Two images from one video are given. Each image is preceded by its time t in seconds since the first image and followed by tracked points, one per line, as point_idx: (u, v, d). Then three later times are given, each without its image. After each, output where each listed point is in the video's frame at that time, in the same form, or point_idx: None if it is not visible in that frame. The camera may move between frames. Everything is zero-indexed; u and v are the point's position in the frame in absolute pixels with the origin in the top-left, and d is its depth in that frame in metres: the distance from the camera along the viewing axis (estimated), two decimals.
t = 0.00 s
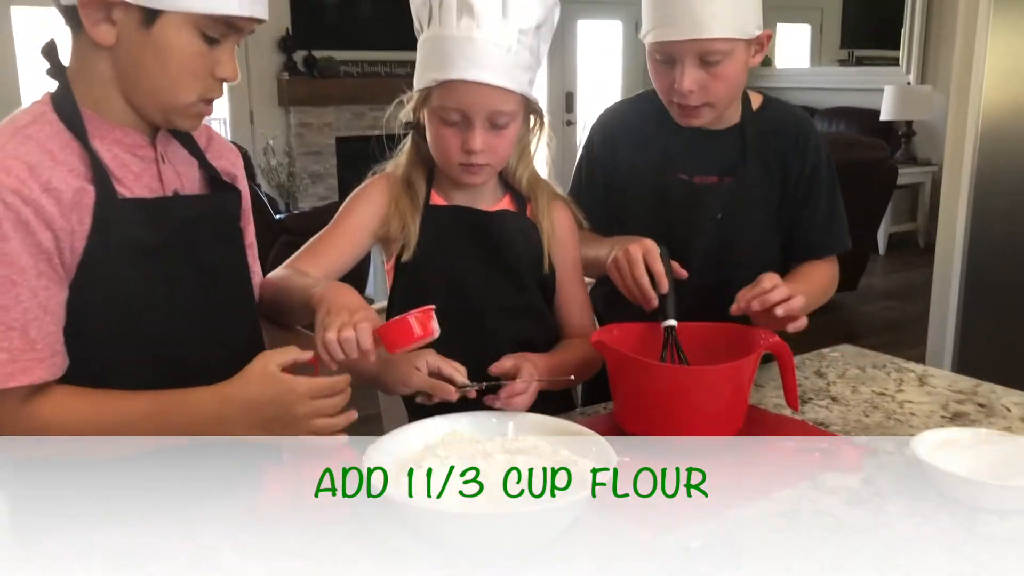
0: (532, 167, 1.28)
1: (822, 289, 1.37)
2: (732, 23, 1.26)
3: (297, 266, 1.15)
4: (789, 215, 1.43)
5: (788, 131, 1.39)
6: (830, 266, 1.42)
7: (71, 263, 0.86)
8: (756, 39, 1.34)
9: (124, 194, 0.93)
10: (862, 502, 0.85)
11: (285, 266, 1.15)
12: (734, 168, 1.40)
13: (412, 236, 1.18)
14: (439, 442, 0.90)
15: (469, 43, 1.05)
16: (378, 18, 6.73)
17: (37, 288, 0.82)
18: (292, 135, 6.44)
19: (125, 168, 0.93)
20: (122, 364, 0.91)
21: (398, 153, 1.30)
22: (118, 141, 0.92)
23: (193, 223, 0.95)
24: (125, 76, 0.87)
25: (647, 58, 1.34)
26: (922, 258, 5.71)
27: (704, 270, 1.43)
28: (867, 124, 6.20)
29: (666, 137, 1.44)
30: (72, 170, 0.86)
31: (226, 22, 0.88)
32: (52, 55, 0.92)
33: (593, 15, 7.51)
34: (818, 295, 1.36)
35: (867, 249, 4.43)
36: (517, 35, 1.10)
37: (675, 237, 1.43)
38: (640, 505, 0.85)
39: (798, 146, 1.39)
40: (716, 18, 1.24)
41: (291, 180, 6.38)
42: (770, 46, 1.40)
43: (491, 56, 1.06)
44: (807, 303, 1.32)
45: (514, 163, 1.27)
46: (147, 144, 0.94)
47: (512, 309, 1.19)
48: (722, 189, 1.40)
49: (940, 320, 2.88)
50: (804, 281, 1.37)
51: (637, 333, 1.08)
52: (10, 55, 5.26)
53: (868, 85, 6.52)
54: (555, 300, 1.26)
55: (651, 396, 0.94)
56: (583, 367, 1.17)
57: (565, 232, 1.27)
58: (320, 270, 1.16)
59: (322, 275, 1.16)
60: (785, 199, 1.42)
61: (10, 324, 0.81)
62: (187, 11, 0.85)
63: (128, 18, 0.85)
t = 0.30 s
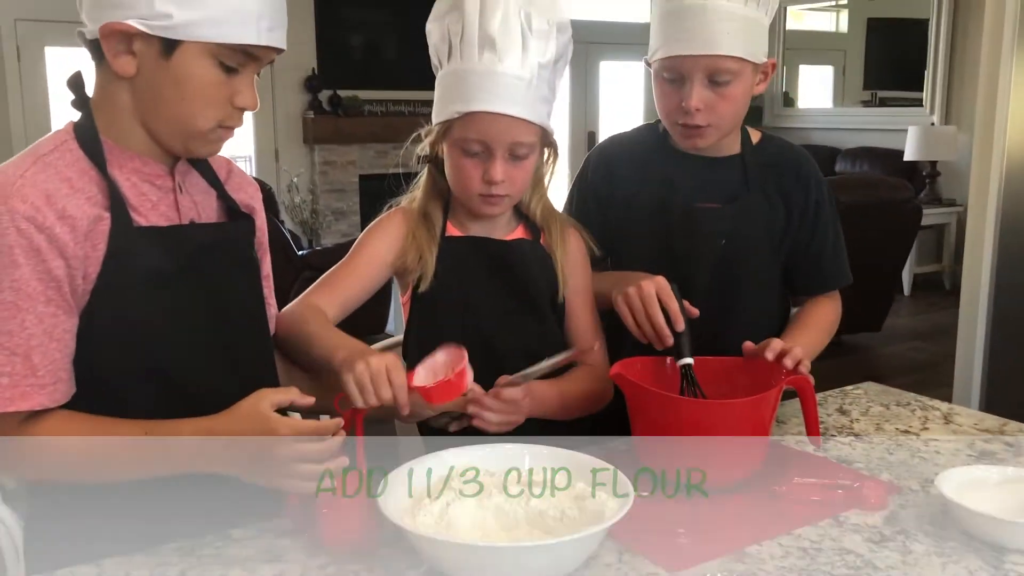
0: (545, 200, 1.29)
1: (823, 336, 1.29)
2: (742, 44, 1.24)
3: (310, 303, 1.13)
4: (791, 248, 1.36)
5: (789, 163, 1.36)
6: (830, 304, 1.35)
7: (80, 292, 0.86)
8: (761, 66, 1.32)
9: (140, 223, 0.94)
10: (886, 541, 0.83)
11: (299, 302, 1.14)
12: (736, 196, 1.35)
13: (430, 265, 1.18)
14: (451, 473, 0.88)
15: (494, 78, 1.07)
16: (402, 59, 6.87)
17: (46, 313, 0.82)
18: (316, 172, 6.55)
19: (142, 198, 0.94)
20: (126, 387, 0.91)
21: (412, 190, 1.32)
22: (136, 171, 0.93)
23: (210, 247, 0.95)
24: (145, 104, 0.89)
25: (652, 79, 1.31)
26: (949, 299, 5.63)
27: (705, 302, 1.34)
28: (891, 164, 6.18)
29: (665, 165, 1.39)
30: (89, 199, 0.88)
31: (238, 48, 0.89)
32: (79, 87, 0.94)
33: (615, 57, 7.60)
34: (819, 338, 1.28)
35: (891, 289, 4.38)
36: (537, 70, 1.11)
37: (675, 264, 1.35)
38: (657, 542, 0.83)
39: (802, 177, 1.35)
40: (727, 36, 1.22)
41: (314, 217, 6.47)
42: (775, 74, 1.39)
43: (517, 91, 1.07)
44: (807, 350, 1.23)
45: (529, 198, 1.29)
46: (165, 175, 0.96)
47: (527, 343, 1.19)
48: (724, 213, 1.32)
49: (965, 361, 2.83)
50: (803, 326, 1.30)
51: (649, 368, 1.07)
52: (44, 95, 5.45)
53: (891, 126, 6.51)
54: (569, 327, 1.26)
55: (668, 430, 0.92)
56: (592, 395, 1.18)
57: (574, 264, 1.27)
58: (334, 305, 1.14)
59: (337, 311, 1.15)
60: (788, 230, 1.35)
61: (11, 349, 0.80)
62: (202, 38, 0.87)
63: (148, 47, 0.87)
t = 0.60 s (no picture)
0: (549, 213, 1.28)
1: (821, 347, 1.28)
2: (726, 61, 1.25)
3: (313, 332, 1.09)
4: (788, 258, 1.36)
5: (782, 175, 1.36)
6: (829, 312, 1.35)
7: (85, 360, 0.83)
8: (746, 80, 1.31)
9: (151, 291, 0.89)
10: (887, 552, 0.83)
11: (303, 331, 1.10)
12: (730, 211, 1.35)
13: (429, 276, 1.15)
14: (454, 485, 0.89)
15: (494, 83, 1.08)
16: (407, 76, 6.93)
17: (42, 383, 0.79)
18: (320, 188, 6.58)
19: (157, 267, 0.90)
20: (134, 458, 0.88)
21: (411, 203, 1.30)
22: (153, 240, 0.89)
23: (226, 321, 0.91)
24: (140, 171, 0.83)
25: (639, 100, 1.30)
26: (952, 315, 5.61)
27: (705, 317, 1.35)
28: (894, 180, 6.18)
29: (658, 181, 1.39)
30: (102, 269, 0.84)
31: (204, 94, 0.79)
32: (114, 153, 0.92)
33: (618, 74, 7.65)
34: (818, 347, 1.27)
35: (895, 305, 4.38)
36: (534, 77, 1.12)
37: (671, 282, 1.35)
38: (658, 554, 0.83)
39: (794, 189, 1.35)
40: (712, 55, 1.23)
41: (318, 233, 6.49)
42: (759, 88, 1.37)
43: (515, 95, 1.08)
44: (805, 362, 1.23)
45: (531, 210, 1.28)
46: (181, 242, 0.91)
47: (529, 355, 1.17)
48: (719, 229, 1.33)
49: (970, 376, 2.82)
50: (804, 330, 1.30)
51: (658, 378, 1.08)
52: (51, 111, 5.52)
53: (894, 142, 6.53)
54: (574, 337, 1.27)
55: (672, 440, 0.92)
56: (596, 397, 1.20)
57: (577, 275, 1.27)
58: (337, 332, 1.10)
59: (342, 336, 1.11)
60: (784, 241, 1.36)
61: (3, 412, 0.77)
62: (162, 95, 0.79)
63: (122, 117, 0.81)
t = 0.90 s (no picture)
0: (536, 221, 1.29)
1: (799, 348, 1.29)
2: (701, 74, 1.25)
3: (312, 357, 1.04)
4: (766, 263, 1.37)
5: (759, 181, 1.37)
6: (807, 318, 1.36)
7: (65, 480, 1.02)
8: (723, 90, 1.32)
9: (114, 425, 1.06)
10: (865, 553, 0.84)
11: (298, 357, 1.05)
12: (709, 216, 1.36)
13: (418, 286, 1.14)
14: (438, 493, 0.89)
15: (462, 90, 1.08)
16: (388, 85, 6.94)
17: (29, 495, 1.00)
18: (302, 197, 6.55)
19: (119, 403, 1.07)
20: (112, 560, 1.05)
21: (395, 214, 1.28)
22: (117, 381, 1.07)
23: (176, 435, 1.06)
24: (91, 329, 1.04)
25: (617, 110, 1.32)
26: (933, 317, 5.67)
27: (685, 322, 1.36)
28: (873, 184, 6.25)
29: (637, 188, 1.40)
30: (71, 411, 1.04)
31: (118, 268, 1.00)
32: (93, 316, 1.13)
33: (600, 81, 7.68)
34: (795, 349, 1.28)
35: (875, 309, 4.42)
36: (505, 82, 1.12)
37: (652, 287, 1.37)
38: (640, 558, 0.84)
39: (771, 197, 1.36)
40: (687, 68, 1.24)
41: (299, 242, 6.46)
42: (738, 95, 1.37)
43: (482, 100, 1.08)
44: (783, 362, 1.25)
45: (518, 217, 1.29)
46: (141, 382, 1.08)
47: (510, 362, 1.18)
48: (698, 235, 1.34)
49: (948, 379, 2.86)
50: (781, 333, 1.32)
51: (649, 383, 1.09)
52: (29, 124, 5.50)
53: (872, 146, 6.60)
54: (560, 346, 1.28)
55: (653, 445, 0.93)
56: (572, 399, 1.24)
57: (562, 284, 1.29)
58: (333, 352, 1.06)
59: (336, 358, 1.07)
60: (761, 247, 1.37)
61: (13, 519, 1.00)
62: (84, 272, 1.00)
63: (68, 289, 1.03)
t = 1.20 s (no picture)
0: (542, 221, 1.30)
1: (793, 341, 1.31)
2: (692, 80, 1.26)
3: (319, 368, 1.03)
4: (759, 263, 1.39)
5: (753, 182, 1.38)
6: (804, 317, 1.37)
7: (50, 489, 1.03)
8: (715, 93, 1.32)
9: (101, 428, 1.07)
10: (858, 553, 0.85)
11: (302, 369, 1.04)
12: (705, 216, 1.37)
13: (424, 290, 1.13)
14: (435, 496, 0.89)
15: (460, 97, 1.08)
16: (380, 87, 6.94)
17: (13, 513, 1.02)
18: (294, 200, 6.53)
19: (108, 408, 1.08)
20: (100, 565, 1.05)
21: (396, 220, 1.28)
22: (108, 384, 1.09)
23: (165, 443, 1.07)
24: (95, 328, 1.06)
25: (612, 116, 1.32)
26: (924, 316, 5.70)
27: (680, 321, 1.36)
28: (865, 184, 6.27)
29: (634, 188, 1.41)
30: (57, 419, 1.05)
31: (139, 258, 1.06)
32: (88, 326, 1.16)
33: (591, 82, 7.70)
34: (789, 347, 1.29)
35: (866, 308, 4.44)
36: (502, 85, 1.12)
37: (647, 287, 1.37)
38: (634, 560, 0.84)
39: (766, 198, 1.37)
40: (680, 76, 1.25)
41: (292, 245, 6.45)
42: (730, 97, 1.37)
43: (480, 107, 1.08)
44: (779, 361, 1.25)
45: (522, 217, 1.29)
46: (131, 385, 1.10)
47: (513, 365, 1.17)
48: (694, 233, 1.34)
49: (939, 378, 2.87)
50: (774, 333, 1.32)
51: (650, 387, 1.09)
52: (19, 128, 5.48)
53: (863, 147, 6.63)
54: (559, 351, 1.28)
55: (649, 446, 0.93)
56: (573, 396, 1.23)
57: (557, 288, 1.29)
58: (340, 363, 1.05)
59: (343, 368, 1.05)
60: (756, 247, 1.38)
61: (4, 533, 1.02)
62: (105, 266, 1.05)
63: (77, 290, 1.07)
